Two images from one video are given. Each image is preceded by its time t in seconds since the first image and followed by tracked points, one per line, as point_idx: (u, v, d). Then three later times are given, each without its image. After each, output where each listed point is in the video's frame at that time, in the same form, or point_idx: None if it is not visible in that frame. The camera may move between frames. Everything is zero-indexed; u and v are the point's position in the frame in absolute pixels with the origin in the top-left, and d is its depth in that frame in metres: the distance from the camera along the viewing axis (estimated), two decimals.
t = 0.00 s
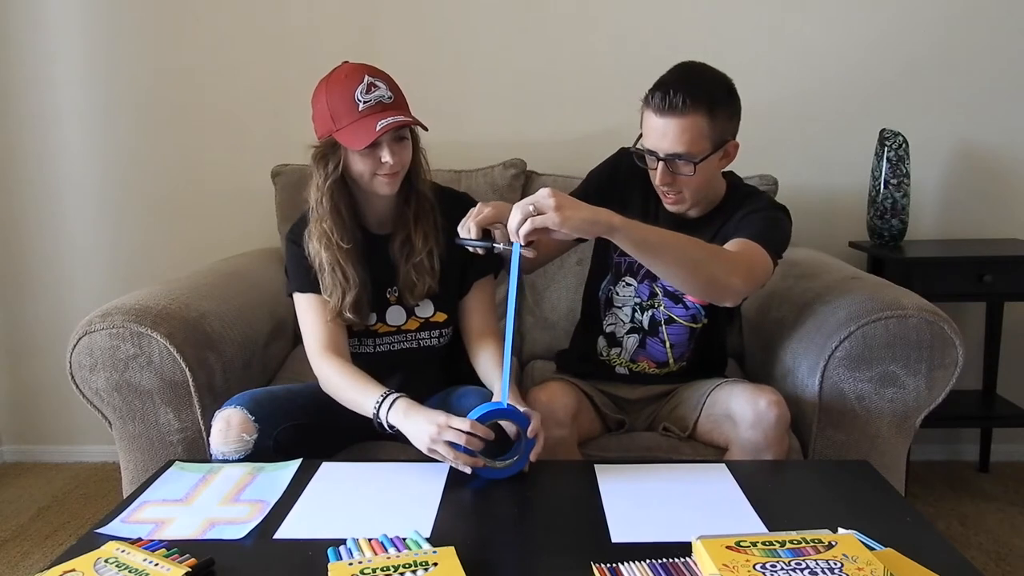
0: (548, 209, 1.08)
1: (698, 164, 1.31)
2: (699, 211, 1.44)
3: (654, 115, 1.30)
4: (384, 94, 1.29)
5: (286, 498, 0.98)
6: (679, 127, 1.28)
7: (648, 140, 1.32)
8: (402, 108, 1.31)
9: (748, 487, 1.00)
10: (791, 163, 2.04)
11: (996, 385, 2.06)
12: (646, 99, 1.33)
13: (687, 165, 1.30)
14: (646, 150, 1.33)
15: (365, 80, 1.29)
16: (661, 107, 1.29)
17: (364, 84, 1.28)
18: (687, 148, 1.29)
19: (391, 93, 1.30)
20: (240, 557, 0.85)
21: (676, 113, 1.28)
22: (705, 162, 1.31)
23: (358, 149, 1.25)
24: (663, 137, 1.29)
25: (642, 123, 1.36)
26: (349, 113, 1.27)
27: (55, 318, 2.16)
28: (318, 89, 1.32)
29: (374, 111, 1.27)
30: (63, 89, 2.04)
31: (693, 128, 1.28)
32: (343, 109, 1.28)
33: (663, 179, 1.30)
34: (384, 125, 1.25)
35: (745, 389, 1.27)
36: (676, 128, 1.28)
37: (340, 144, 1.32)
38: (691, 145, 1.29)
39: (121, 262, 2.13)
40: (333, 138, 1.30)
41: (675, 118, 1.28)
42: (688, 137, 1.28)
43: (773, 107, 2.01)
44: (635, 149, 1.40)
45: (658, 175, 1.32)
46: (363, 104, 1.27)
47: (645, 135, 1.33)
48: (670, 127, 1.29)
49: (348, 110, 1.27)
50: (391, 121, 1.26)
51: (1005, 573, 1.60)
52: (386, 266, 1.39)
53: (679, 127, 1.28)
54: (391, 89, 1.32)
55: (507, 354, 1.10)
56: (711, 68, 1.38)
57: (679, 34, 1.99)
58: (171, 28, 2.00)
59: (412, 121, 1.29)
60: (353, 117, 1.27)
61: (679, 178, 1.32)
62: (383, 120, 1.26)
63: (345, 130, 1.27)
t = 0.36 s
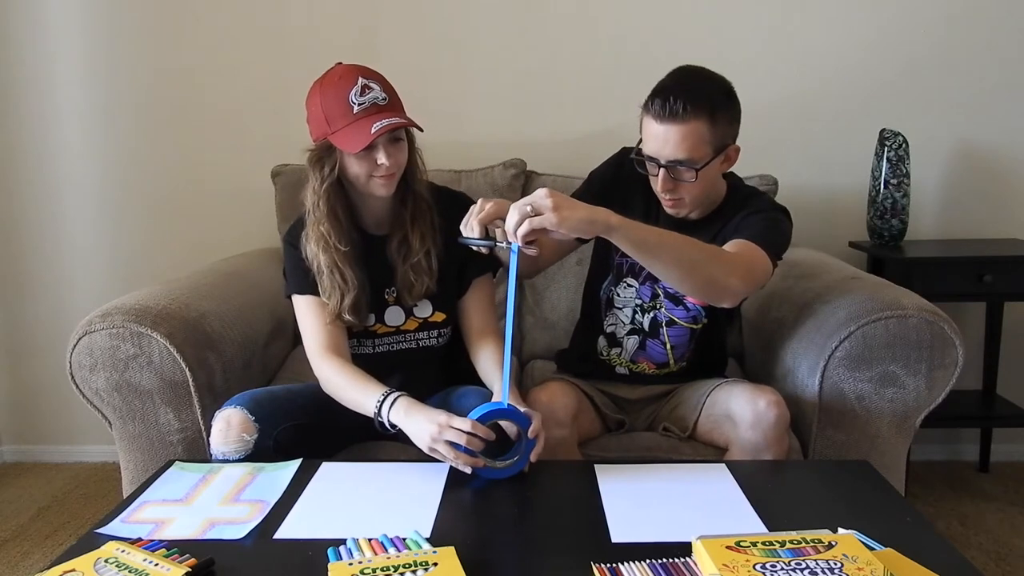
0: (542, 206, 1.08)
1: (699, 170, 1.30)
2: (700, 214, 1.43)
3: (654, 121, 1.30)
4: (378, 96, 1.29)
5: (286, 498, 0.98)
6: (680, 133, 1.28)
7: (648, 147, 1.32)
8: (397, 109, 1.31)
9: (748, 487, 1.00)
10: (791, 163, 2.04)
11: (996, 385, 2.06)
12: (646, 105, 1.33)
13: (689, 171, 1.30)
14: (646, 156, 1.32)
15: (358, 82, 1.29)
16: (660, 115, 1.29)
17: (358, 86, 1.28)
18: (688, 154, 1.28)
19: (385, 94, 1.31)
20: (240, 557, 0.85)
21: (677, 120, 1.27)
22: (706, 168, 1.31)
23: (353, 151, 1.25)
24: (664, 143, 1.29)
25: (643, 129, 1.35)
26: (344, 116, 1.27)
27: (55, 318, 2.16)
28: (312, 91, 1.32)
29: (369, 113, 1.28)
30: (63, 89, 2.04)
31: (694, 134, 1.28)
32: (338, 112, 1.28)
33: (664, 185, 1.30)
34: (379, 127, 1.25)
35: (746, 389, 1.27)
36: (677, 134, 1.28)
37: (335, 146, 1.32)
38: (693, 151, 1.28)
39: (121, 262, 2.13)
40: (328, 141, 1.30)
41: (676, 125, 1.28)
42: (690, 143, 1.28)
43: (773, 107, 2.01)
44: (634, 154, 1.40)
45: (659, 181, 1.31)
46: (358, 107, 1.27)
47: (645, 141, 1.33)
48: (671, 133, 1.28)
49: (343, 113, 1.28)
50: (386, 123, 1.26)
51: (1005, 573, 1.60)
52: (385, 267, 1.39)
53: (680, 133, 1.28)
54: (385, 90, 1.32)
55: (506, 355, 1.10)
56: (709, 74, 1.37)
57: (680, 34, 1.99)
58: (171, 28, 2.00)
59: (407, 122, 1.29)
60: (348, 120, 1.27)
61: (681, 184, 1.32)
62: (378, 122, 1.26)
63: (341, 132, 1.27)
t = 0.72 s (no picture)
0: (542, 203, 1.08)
1: (698, 173, 1.30)
2: (699, 215, 1.44)
3: (652, 125, 1.30)
4: (378, 96, 1.29)
5: (286, 499, 0.98)
6: (678, 136, 1.27)
7: (646, 150, 1.32)
8: (396, 109, 1.31)
9: (748, 487, 1.00)
10: (791, 163, 2.04)
11: (996, 385, 2.06)
12: (644, 108, 1.33)
13: (688, 173, 1.30)
14: (645, 160, 1.32)
15: (358, 82, 1.29)
16: (658, 117, 1.28)
17: (358, 86, 1.28)
18: (686, 156, 1.28)
19: (385, 95, 1.31)
20: (239, 557, 0.85)
21: (674, 123, 1.27)
22: (704, 170, 1.31)
23: (353, 152, 1.25)
24: (662, 146, 1.29)
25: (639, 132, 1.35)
26: (344, 116, 1.27)
27: (55, 318, 2.16)
28: (311, 92, 1.32)
29: (369, 113, 1.28)
30: (63, 89, 2.04)
31: (692, 137, 1.28)
32: (337, 112, 1.28)
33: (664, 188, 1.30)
34: (377, 128, 1.25)
35: (745, 389, 1.27)
36: (675, 138, 1.27)
37: (335, 147, 1.32)
38: (691, 154, 1.28)
39: (121, 262, 2.13)
40: (328, 141, 1.30)
41: (673, 128, 1.27)
42: (688, 146, 1.28)
43: (773, 107, 2.01)
44: (632, 157, 1.40)
45: (659, 184, 1.31)
46: (357, 107, 1.27)
47: (643, 144, 1.33)
48: (668, 136, 1.28)
49: (342, 114, 1.28)
50: (386, 124, 1.26)
51: (1005, 573, 1.60)
52: (384, 267, 1.39)
53: (678, 136, 1.27)
54: (385, 90, 1.32)
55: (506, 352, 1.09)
56: (706, 74, 1.37)
57: (680, 34, 1.99)
58: (171, 28, 2.00)
59: (407, 123, 1.29)
60: (347, 120, 1.27)
61: (680, 186, 1.32)
62: (378, 122, 1.26)
63: (340, 133, 1.27)
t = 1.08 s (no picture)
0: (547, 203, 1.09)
1: (697, 174, 1.31)
2: (698, 215, 1.43)
3: (650, 127, 1.29)
4: (377, 96, 1.29)
5: (286, 499, 0.98)
6: (675, 139, 1.27)
7: (644, 152, 1.31)
8: (396, 109, 1.32)
9: (747, 487, 1.00)
10: (791, 163, 2.04)
11: (996, 385, 2.06)
12: (641, 110, 1.32)
13: (687, 175, 1.30)
14: (643, 163, 1.32)
15: (357, 82, 1.29)
16: (656, 119, 1.28)
17: (357, 86, 1.28)
18: (685, 158, 1.28)
19: (384, 94, 1.31)
20: (239, 558, 0.85)
21: (672, 125, 1.27)
22: (703, 171, 1.31)
23: (352, 152, 1.25)
24: (661, 149, 1.28)
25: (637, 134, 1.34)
26: (344, 116, 1.27)
27: (55, 318, 2.16)
28: (311, 92, 1.32)
29: (368, 113, 1.28)
30: (63, 89, 2.04)
31: (689, 139, 1.28)
32: (337, 112, 1.28)
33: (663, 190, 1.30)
34: (377, 128, 1.25)
35: (745, 390, 1.27)
36: (674, 140, 1.27)
37: (335, 147, 1.32)
38: (690, 155, 1.28)
39: (121, 262, 2.13)
40: (327, 141, 1.30)
41: (671, 130, 1.27)
42: (686, 148, 1.28)
43: (773, 107, 2.01)
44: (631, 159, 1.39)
45: (658, 187, 1.31)
46: (357, 107, 1.27)
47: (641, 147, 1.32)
48: (666, 139, 1.28)
49: (342, 114, 1.28)
50: (386, 124, 1.26)
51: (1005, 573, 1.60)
52: (384, 267, 1.39)
53: (677, 138, 1.27)
54: (384, 90, 1.32)
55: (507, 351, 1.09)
56: (703, 76, 1.37)
57: (680, 33, 1.99)
58: (170, 29, 2.00)
59: (407, 123, 1.29)
60: (347, 120, 1.27)
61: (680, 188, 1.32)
62: (377, 122, 1.26)
63: (340, 133, 1.27)
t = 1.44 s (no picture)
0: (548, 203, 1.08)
1: (697, 174, 1.31)
2: (698, 215, 1.43)
3: (650, 128, 1.29)
4: (377, 96, 1.29)
5: (286, 499, 0.98)
6: (675, 139, 1.27)
7: (644, 153, 1.31)
8: (395, 109, 1.32)
9: (748, 487, 1.00)
10: (791, 163, 2.04)
11: (996, 385, 2.06)
12: (641, 110, 1.32)
13: (687, 175, 1.30)
14: (643, 163, 1.32)
15: (357, 83, 1.29)
16: (656, 120, 1.28)
17: (357, 87, 1.28)
18: (684, 159, 1.28)
19: (384, 95, 1.31)
20: (239, 557, 0.85)
21: (673, 125, 1.27)
22: (703, 172, 1.31)
23: (352, 152, 1.25)
24: (661, 150, 1.28)
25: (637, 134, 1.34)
26: (343, 117, 1.27)
27: (55, 318, 2.16)
28: (311, 92, 1.32)
29: (368, 114, 1.28)
30: (64, 90, 2.04)
31: (689, 140, 1.28)
32: (337, 113, 1.28)
33: (663, 191, 1.30)
34: (376, 128, 1.25)
35: (745, 390, 1.28)
36: (674, 140, 1.27)
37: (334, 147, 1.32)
38: (690, 156, 1.28)
39: (121, 262, 2.13)
40: (327, 142, 1.30)
41: (671, 131, 1.27)
42: (686, 148, 1.28)
43: (773, 107, 2.01)
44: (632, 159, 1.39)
45: (658, 187, 1.31)
46: (356, 107, 1.27)
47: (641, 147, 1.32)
48: (666, 140, 1.28)
49: (341, 114, 1.28)
50: (385, 124, 1.26)
51: (1005, 573, 1.60)
52: (384, 267, 1.39)
53: (677, 139, 1.27)
54: (384, 91, 1.32)
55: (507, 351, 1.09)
56: (702, 76, 1.37)
57: (680, 33, 1.98)
58: (170, 28, 2.00)
59: (407, 123, 1.29)
60: (347, 121, 1.27)
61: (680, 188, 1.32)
62: (377, 122, 1.26)
63: (340, 133, 1.27)
